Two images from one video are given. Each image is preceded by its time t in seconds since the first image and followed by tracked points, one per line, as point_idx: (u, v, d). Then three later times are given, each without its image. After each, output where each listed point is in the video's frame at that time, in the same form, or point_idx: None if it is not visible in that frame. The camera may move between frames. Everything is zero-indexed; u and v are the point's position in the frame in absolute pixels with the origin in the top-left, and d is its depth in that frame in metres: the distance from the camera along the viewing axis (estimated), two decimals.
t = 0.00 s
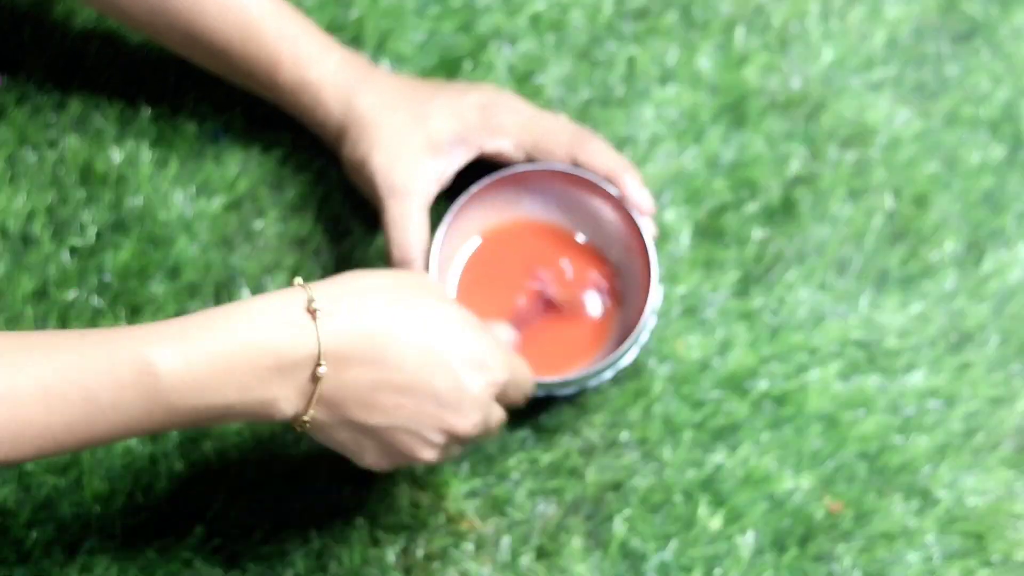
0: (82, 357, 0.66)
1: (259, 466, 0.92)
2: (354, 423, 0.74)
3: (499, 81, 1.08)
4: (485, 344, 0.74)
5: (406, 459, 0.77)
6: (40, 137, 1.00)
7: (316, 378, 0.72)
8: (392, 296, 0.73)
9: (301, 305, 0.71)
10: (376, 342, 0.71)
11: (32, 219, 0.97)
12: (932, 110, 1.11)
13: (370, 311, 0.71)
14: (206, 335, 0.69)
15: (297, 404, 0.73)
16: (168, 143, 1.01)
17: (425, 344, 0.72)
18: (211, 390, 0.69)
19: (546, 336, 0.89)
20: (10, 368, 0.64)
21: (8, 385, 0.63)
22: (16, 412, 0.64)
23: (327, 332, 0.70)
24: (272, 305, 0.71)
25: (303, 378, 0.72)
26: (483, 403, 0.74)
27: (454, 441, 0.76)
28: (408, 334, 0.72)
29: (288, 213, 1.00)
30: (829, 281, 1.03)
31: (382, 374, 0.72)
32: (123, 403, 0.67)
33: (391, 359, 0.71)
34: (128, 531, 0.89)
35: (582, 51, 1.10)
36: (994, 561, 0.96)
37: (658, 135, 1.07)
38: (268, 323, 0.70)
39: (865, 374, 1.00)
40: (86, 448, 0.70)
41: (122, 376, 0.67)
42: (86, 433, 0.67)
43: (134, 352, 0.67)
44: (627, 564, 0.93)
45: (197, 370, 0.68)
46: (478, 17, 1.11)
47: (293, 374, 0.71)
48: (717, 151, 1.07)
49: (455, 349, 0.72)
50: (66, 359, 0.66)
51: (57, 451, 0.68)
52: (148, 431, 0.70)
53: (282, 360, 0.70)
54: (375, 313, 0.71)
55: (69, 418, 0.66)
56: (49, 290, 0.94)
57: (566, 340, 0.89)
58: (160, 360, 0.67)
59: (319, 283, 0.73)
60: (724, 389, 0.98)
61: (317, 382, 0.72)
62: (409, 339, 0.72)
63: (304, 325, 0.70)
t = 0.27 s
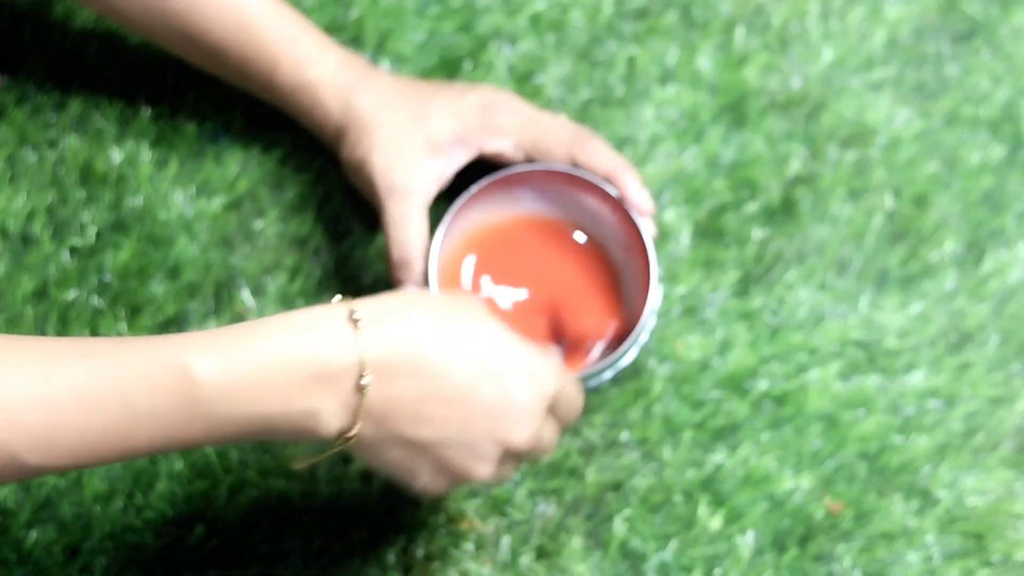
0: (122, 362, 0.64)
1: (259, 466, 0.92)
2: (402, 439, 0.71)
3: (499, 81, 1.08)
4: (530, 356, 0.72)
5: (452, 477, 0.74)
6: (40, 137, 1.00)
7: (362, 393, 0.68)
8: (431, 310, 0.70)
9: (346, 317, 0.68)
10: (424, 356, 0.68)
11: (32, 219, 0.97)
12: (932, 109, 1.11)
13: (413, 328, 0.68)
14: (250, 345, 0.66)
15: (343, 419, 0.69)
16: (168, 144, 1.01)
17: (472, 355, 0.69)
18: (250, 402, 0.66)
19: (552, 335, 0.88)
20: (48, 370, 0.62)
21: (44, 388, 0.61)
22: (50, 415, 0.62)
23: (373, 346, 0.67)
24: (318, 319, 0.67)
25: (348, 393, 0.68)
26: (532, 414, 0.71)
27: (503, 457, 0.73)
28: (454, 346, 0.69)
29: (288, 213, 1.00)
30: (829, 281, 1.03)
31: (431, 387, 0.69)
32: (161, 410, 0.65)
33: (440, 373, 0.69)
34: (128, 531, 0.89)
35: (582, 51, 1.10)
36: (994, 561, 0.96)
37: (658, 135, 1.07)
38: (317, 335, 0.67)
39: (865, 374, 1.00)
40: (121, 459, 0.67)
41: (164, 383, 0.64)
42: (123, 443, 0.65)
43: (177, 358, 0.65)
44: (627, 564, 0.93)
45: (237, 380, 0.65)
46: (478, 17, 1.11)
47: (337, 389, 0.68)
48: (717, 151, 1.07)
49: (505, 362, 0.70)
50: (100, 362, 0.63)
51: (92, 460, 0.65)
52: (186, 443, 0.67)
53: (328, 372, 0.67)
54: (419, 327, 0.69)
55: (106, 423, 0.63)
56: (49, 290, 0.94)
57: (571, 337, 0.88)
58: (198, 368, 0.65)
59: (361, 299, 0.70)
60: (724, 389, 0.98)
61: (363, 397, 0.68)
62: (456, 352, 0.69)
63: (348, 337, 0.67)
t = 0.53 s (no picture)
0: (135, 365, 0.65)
1: (258, 466, 0.92)
2: (417, 443, 0.71)
3: (499, 81, 1.08)
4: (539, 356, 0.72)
5: (469, 485, 0.73)
6: (40, 138, 1.00)
7: (376, 398, 0.69)
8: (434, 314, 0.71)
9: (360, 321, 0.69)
10: (434, 358, 0.69)
11: (32, 220, 0.97)
12: (931, 109, 1.11)
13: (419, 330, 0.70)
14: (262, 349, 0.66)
15: (356, 423, 0.70)
16: (168, 144, 1.01)
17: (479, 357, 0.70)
18: (263, 405, 0.67)
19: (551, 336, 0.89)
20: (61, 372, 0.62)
21: (56, 390, 0.62)
22: (63, 418, 0.62)
23: (383, 349, 0.68)
24: (332, 323, 0.68)
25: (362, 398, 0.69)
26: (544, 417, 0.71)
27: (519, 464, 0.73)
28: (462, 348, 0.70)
29: (288, 213, 1.00)
30: (829, 282, 1.03)
31: (443, 389, 0.70)
32: (171, 414, 0.65)
33: (454, 377, 0.69)
34: (128, 531, 0.90)
35: (582, 51, 1.10)
36: (993, 561, 0.96)
37: (658, 135, 1.07)
38: (331, 338, 0.68)
39: (864, 374, 1.00)
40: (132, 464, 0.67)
41: (176, 387, 0.65)
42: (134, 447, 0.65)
43: (189, 361, 0.66)
44: (627, 564, 0.93)
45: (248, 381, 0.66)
46: (478, 17, 1.11)
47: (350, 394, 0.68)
48: (717, 152, 1.07)
49: (517, 367, 0.71)
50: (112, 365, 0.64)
51: (103, 463, 0.66)
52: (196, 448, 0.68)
53: (342, 374, 0.68)
54: (427, 329, 0.70)
55: (117, 427, 0.64)
56: (49, 290, 0.95)
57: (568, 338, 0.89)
58: (210, 370, 0.65)
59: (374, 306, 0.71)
60: (724, 389, 0.98)
61: (377, 401, 0.69)
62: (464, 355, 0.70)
63: (360, 339, 0.68)
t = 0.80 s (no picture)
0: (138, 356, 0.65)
1: (259, 466, 0.92)
2: (423, 438, 0.70)
3: (499, 81, 1.08)
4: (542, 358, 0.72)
5: (472, 486, 0.73)
6: (40, 138, 1.00)
7: (388, 385, 0.68)
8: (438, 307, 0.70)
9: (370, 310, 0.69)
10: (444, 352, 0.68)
11: (32, 220, 0.97)
12: (931, 109, 1.11)
13: (426, 324, 0.69)
14: (265, 337, 0.66)
15: (366, 411, 0.69)
16: (168, 144, 1.01)
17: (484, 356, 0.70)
18: (270, 395, 0.66)
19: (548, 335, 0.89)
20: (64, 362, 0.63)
21: (59, 380, 0.63)
22: (66, 408, 0.63)
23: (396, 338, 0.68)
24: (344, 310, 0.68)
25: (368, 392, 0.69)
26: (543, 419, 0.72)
27: (520, 465, 0.73)
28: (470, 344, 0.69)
29: (288, 213, 1.00)
30: (829, 282, 1.03)
31: (453, 384, 0.69)
32: (174, 402, 0.65)
33: (461, 372, 0.69)
34: (128, 531, 0.90)
35: (582, 51, 1.10)
36: (993, 561, 0.96)
37: (658, 135, 1.07)
38: (340, 326, 0.67)
39: (864, 374, 1.00)
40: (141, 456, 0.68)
41: (178, 375, 0.65)
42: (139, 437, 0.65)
43: (193, 350, 0.66)
44: (627, 564, 0.93)
45: (253, 370, 0.66)
46: (478, 18, 1.11)
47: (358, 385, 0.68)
48: (717, 152, 1.07)
49: (524, 365, 0.71)
50: (117, 355, 0.65)
51: (111, 455, 0.66)
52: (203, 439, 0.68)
53: (351, 365, 0.67)
54: (438, 323, 0.69)
55: (121, 416, 0.64)
56: (49, 290, 0.94)
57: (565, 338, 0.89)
58: (214, 358, 0.66)
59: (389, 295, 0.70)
60: (723, 389, 0.98)
61: (388, 390, 0.69)
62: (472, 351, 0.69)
63: (373, 327, 0.68)
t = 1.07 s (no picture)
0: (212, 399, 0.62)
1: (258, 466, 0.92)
2: (487, 439, 0.67)
3: (499, 81, 1.08)
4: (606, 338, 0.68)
5: (566, 467, 0.70)
6: (40, 137, 1.00)
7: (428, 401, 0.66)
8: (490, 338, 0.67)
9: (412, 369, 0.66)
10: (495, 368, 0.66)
11: (32, 220, 0.97)
12: (931, 110, 1.11)
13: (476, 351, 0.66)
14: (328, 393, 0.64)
15: (418, 437, 0.67)
16: (168, 144, 1.01)
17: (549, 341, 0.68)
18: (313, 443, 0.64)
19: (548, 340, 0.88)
20: (121, 400, 0.59)
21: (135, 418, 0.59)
22: (121, 440, 0.59)
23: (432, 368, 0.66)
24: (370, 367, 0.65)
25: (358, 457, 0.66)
26: (602, 407, 0.68)
27: (609, 433, 0.69)
28: (522, 351, 0.67)
29: (288, 214, 1.00)
30: (829, 282, 1.03)
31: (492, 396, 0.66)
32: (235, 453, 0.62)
33: (504, 372, 0.66)
34: (128, 531, 0.89)
35: (582, 51, 1.10)
36: (993, 561, 0.96)
37: (658, 135, 1.07)
38: (347, 384, 0.64)
39: (864, 374, 1.00)
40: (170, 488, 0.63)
41: (237, 411, 0.62)
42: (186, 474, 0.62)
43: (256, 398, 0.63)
44: (627, 563, 0.93)
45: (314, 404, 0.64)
46: (478, 17, 1.11)
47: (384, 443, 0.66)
48: (717, 151, 1.07)
49: (574, 345, 0.68)
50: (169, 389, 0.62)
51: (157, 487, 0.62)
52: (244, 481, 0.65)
53: (389, 386, 0.65)
54: (496, 346, 0.67)
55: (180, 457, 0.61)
56: (49, 290, 0.94)
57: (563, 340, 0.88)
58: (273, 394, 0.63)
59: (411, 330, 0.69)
60: (723, 389, 0.98)
61: (432, 411, 0.66)
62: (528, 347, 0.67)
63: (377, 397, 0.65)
